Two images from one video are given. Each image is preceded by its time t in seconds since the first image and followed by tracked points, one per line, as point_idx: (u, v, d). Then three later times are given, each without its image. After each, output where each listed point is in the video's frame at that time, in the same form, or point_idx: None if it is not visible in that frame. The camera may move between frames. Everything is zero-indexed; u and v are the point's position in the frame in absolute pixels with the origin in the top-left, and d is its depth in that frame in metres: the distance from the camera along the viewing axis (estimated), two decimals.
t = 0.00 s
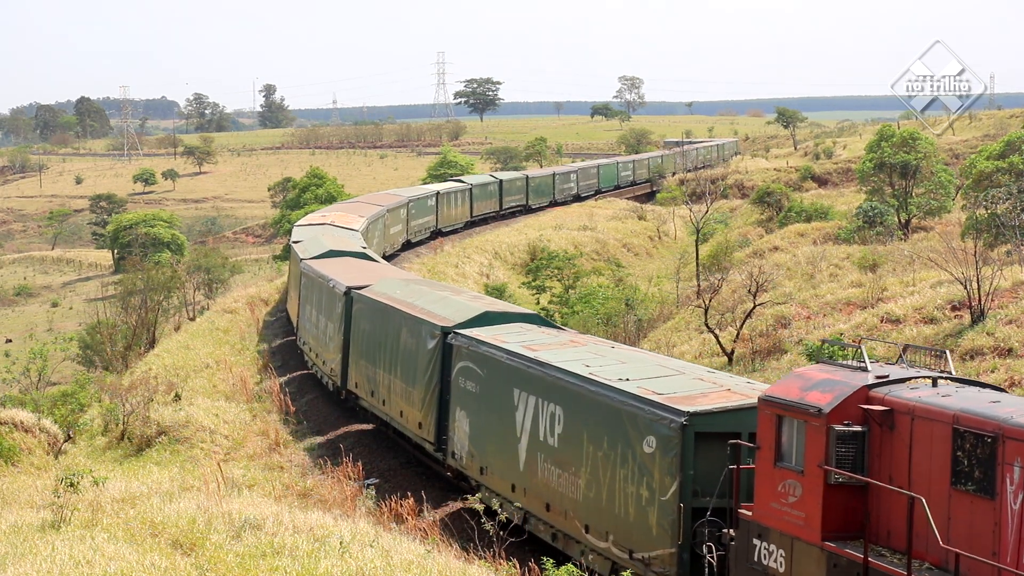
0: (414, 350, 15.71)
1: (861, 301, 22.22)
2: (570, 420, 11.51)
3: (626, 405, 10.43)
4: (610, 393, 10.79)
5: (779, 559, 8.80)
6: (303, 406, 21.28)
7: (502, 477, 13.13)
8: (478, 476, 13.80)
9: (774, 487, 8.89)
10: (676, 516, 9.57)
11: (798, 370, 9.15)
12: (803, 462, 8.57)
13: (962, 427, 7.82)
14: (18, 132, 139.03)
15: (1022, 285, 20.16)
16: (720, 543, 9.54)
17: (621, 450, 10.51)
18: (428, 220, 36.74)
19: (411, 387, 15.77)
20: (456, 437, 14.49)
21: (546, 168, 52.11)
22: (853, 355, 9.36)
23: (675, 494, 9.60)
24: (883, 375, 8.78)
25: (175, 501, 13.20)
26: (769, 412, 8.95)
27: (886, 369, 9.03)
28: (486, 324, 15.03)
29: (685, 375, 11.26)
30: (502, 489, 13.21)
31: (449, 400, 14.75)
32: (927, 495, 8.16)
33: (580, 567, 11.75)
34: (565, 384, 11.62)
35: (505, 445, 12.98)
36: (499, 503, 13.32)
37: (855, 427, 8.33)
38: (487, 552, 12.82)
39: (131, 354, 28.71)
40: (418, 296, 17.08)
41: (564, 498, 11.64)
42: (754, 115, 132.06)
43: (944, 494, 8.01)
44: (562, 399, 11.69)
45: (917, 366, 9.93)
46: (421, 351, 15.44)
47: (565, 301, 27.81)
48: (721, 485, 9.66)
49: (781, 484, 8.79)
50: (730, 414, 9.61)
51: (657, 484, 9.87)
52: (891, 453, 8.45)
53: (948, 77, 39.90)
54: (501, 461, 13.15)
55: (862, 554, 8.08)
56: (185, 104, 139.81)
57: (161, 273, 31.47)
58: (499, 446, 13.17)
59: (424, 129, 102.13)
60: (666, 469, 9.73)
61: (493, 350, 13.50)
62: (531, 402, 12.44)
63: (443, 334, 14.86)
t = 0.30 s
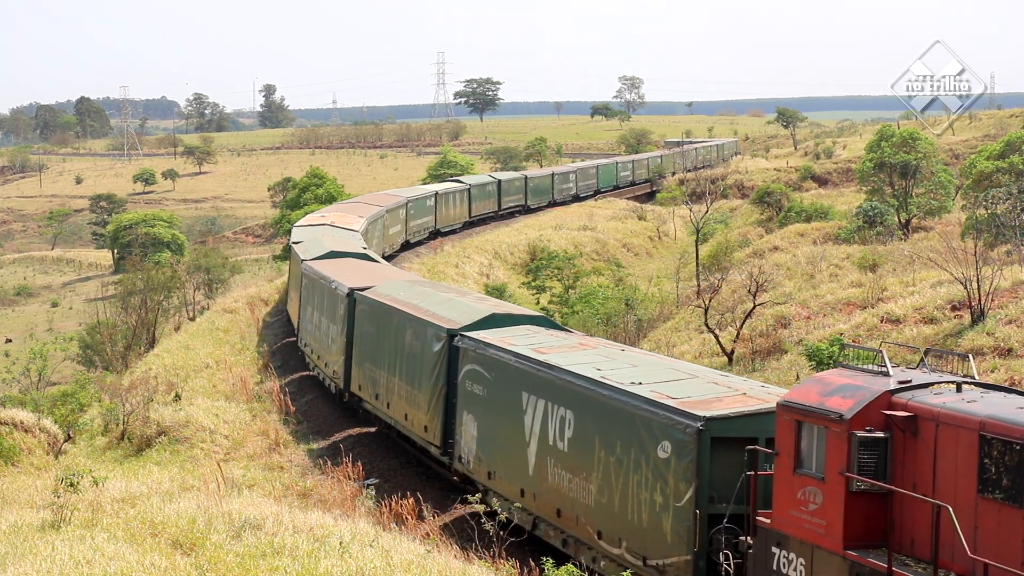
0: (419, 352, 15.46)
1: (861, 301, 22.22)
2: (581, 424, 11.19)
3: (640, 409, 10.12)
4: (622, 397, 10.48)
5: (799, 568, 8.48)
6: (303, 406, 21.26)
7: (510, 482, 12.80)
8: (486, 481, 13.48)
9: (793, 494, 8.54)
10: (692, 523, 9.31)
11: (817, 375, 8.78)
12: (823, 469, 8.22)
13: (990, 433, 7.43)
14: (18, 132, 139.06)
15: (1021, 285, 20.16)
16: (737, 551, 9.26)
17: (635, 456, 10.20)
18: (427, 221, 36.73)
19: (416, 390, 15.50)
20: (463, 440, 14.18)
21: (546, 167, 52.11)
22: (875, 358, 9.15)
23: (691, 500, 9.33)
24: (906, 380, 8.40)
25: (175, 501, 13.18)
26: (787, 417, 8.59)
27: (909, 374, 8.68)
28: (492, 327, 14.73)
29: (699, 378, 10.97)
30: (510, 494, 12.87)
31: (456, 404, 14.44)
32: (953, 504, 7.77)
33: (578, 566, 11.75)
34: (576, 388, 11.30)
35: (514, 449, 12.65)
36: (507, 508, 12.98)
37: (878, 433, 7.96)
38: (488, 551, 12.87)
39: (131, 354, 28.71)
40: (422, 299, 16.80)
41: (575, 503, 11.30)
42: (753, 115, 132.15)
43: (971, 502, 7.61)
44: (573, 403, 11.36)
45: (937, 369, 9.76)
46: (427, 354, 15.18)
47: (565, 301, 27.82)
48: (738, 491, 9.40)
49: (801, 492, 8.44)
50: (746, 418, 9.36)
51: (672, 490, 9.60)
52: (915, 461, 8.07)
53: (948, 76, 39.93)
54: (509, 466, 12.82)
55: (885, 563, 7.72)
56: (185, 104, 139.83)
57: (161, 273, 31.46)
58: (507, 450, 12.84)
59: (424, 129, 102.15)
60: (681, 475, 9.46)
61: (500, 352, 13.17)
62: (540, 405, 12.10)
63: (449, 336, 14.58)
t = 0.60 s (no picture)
0: (425, 354, 15.37)
1: (861, 301, 22.22)
2: (592, 428, 11.06)
3: (653, 414, 9.98)
4: (635, 400, 10.34)
5: None
6: (303, 406, 21.26)
7: (519, 486, 12.65)
8: (494, 485, 13.35)
9: (814, 501, 8.38)
10: (709, 529, 9.17)
11: (838, 381, 8.62)
12: (844, 476, 8.07)
13: (1018, 440, 7.24)
14: (18, 132, 139.05)
15: (1021, 285, 20.17)
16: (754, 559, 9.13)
17: (649, 460, 10.06)
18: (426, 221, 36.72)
19: (422, 393, 15.40)
20: (470, 444, 14.05)
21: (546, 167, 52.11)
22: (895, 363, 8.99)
23: (708, 506, 9.19)
24: (930, 386, 8.21)
25: (175, 501, 13.20)
26: (807, 423, 8.43)
27: (932, 380, 8.51)
28: (500, 329, 14.62)
29: (713, 382, 10.85)
30: (519, 499, 12.72)
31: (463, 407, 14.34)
32: (980, 513, 7.56)
33: (579, 566, 11.83)
34: (587, 391, 11.17)
35: (523, 454, 12.51)
36: (516, 513, 12.83)
37: (902, 440, 7.77)
38: (487, 552, 12.90)
39: (131, 354, 28.73)
40: (429, 301, 16.72)
41: (586, 508, 11.16)
42: (754, 114, 132.09)
43: (1000, 511, 7.40)
44: (584, 407, 11.23)
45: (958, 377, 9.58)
46: (432, 356, 15.10)
47: (565, 301, 27.83)
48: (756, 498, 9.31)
49: (822, 500, 8.28)
50: (762, 424, 9.27)
51: (687, 495, 9.46)
52: (941, 468, 7.87)
53: (948, 77, 39.94)
54: (518, 470, 12.67)
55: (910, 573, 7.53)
56: (184, 105, 139.77)
57: (161, 273, 31.46)
58: (516, 455, 12.71)
59: (424, 129, 102.15)
60: (697, 480, 9.33)
61: (509, 355, 13.04)
62: (549, 409, 11.97)
63: (455, 339, 14.52)
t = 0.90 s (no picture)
0: (431, 357, 15.28)
1: (861, 301, 22.22)
2: (604, 433, 10.90)
3: (668, 418, 9.82)
4: (649, 405, 10.17)
5: None
6: (303, 406, 21.27)
7: (529, 491, 12.50)
8: (503, 491, 13.21)
9: (836, 509, 8.16)
10: (726, 537, 8.99)
11: (861, 385, 8.39)
12: (868, 483, 7.85)
13: None
14: (18, 132, 139.07)
15: (1021, 285, 20.16)
16: (773, 565, 8.97)
17: (663, 466, 9.89)
18: (424, 222, 36.64)
19: (429, 396, 15.28)
20: (478, 449, 13.92)
21: (546, 167, 52.14)
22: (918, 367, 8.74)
23: (725, 514, 9.01)
24: (956, 391, 7.97)
25: (175, 501, 13.19)
26: (830, 429, 8.21)
27: (958, 385, 8.22)
28: (507, 331, 14.53)
29: (727, 387, 10.71)
30: (529, 504, 12.57)
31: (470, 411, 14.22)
32: (1010, 522, 7.30)
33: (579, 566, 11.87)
34: (598, 396, 11.02)
35: (534, 458, 12.36)
36: (525, 519, 12.68)
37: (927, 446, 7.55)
38: (486, 553, 12.82)
39: (131, 354, 28.74)
40: (434, 303, 16.64)
41: (597, 514, 11.00)
42: (753, 114, 132.22)
43: None
44: (595, 411, 11.08)
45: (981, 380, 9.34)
46: (439, 358, 15.02)
47: (565, 302, 27.81)
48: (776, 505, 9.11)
49: (845, 507, 8.06)
50: (782, 429, 9.04)
51: (704, 502, 9.28)
52: (968, 475, 7.62)
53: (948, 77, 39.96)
54: (528, 475, 12.52)
55: None
56: (185, 104, 139.82)
57: (161, 273, 31.47)
58: (527, 458, 12.55)
59: (424, 129, 102.18)
60: (713, 487, 9.15)
61: (519, 358, 12.89)
62: (559, 413, 11.81)
63: (462, 341, 14.44)
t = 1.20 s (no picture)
0: (437, 360, 15.22)
1: (861, 301, 22.22)
2: (615, 438, 10.81)
3: (683, 424, 9.69)
4: (663, 410, 10.04)
5: None
6: (303, 406, 21.30)
7: (539, 497, 12.43)
8: (512, 496, 13.13)
9: (859, 516, 7.97)
10: (745, 545, 8.82)
11: (885, 391, 8.20)
12: (893, 491, 7.65)
13: None
14: (18, 132, 139.07)
15: (1022, 285, 20.15)
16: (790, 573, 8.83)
17: (678, 472, 9.76)
18: (421, 221, 36.51)
19: (435, 399, 15.22)
20: (487, 453, 13.86)
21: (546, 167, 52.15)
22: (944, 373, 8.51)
23: (743, 521, 8.85)
24: (984, 398, 7.73)
25: (175, 501, 13.19)
26: (854, 435, 8.02)
27: (986, 391, 8.00)
28: (514, 334, 14.50)
29: (741, 391, 10.60)
30: (539, 510, 12.48)
31: (478, 415, 14.15)
32: None
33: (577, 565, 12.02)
34: (609, 400, 10.94)
35: (544, 463, 12.29)
36: (535, 525, 12.59)
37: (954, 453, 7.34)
38: (486, 553, 12.82)
39: (132, 354, 28.74)
40: (440, 305, 16.60)
41: (609, 520, 10.89)
42: (754, 114, 132.22)
43: None
44: (606, 415, 11.00)
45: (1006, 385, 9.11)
46: (445, 361, 14.97)
47: (565, 302, 27.81)
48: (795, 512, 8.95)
49: (869, 515, 7.87)
50: (800, 434, 8.89)
51: (721, 509, 9.12)
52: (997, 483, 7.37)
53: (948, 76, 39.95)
54: (538, 480, 12.44)
55: None
56: (185, 104, 139.85)
57: (161, 273, 31.49)
58: (537, 464, 12.48)
59: (424, 129, 102.17)
60: (730, 493, 9.00)
61: (528, 362, 12.82)
62: (569, 417, 11.74)
63: (469, 344, 14.38)
